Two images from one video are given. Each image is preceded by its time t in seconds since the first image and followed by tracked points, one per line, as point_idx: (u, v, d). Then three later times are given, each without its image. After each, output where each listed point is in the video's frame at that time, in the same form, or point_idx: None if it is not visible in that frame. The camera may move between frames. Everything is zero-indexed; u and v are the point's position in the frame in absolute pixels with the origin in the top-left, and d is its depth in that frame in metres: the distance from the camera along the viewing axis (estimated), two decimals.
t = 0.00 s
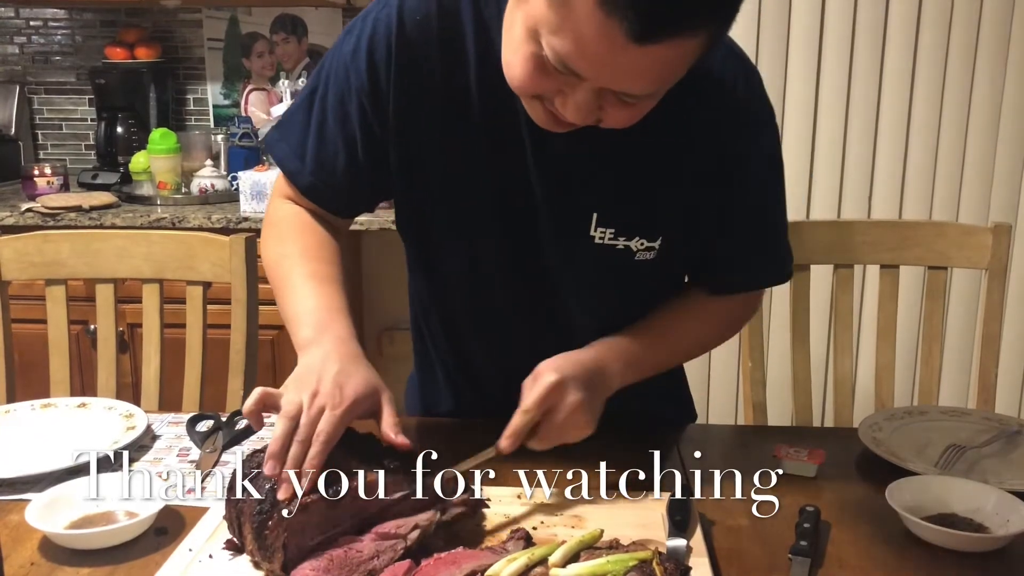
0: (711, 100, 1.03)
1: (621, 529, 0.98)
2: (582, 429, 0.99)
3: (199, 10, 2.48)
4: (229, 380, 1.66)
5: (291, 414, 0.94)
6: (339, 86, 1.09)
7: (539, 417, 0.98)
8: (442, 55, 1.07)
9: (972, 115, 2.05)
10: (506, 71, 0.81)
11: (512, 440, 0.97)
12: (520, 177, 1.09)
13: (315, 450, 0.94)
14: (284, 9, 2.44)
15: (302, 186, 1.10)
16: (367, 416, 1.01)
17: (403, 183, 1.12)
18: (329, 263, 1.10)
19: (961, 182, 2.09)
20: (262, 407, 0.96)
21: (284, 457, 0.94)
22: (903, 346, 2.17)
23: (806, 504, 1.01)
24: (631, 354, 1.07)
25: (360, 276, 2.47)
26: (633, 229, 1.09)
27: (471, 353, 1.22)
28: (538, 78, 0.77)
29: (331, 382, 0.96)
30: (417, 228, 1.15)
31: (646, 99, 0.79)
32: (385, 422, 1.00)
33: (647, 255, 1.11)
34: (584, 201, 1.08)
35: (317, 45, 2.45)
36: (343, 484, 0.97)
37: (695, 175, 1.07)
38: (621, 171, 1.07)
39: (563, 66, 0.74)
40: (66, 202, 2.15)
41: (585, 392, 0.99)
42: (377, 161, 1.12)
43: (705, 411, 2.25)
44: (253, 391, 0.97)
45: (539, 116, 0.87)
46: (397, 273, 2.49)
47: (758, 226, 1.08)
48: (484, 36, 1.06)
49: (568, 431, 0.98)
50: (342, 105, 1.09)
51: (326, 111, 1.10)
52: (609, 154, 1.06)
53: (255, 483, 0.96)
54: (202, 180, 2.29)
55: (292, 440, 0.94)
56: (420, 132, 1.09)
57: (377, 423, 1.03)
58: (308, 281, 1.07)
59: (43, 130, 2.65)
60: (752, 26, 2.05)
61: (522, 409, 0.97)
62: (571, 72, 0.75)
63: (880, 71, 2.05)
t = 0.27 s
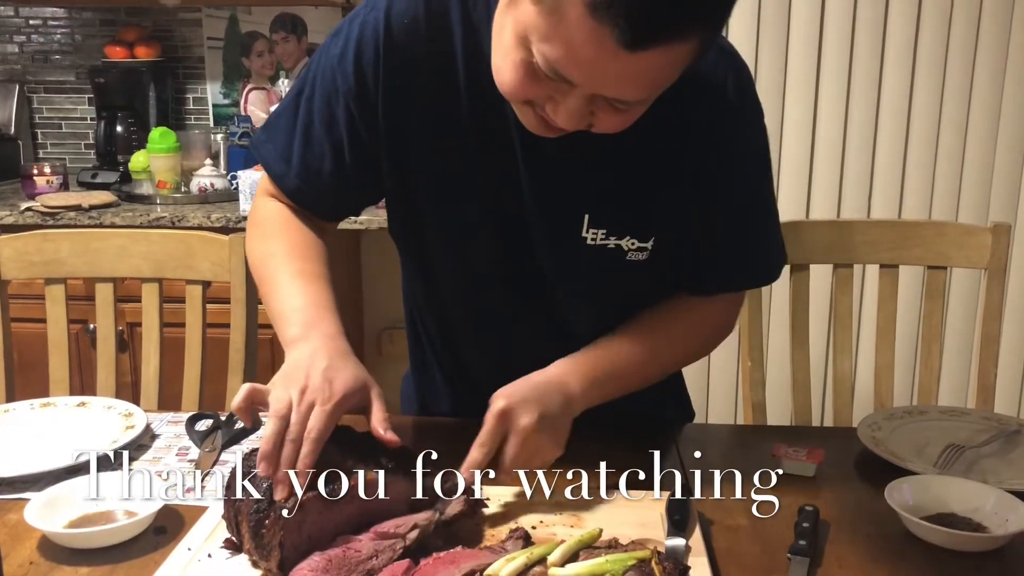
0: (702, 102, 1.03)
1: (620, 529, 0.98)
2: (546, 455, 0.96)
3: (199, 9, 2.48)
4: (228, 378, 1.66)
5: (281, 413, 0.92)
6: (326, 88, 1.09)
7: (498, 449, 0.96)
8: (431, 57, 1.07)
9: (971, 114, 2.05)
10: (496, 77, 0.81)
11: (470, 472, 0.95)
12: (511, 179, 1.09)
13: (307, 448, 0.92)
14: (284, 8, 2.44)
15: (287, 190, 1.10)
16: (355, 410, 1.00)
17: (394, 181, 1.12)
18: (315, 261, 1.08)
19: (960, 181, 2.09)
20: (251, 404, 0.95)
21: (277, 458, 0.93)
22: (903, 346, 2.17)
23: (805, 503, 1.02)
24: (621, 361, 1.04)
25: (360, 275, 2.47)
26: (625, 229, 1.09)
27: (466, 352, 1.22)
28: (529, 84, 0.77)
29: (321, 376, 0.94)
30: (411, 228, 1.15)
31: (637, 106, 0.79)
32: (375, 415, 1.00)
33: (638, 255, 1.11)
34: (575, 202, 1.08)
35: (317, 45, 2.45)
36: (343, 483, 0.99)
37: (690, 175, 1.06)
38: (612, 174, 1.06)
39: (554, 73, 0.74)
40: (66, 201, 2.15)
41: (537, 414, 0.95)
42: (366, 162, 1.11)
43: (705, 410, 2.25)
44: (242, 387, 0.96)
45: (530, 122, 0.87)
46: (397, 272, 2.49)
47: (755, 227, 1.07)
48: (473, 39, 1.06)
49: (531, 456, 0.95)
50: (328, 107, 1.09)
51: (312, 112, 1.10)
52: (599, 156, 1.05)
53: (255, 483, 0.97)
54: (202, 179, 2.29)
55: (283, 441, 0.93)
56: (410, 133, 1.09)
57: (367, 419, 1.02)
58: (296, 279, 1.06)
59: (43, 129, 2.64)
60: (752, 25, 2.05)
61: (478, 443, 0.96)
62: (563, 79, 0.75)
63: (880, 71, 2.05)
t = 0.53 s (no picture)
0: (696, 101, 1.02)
1: (620, 526, 0.98)
2: (585, 447, 0.99)
3: (199, 7, 2.48)
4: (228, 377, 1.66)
5: (278, 409, 0.92)
6: (315, 85, 1.08)
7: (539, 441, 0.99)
8: (422, 55, 1.06)
9: (972, 112, 2.05)
10: (488, 87, 0.81)
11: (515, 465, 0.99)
12: (502, 178, 1.09)
13: (304, 445, 0.92)
14: (284, 7, 2.44)
15: (274, 185, 1.10)
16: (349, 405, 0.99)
17: (386, 179, 1.12)
18: (302, 253, 1.08)
19: (961, 180, 2.09)
20: (245, 398, 0.96)
21: (276, 458, 0.93)
22: (903, 344, 2.17)
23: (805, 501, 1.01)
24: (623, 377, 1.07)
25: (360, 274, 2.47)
26: (619, 229, 1.09)
27: (461, 350, 1.22)
28: (521, 96, 0.77)
29: (316, 370, 0.94)
30: (406, 227, 1.15)
31: (628, 119, 0.78)
32: (370, 411, 0.99)
33: (633, 252, 1.11)
34: (566, 200, 1.08)
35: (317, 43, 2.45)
36: (343, 482, 0.98)
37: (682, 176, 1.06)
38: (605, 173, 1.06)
39: (545, 87, 0.74)
40: (66, 199, 2.15)
41: (574, 407, 0.99)
42: (357, 160, 1.11)
43: (705, 408, 2.25)
44: (235, 382, 0.96)
45: (522, 130, 0.87)
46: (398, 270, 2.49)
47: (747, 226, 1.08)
48: (464, 39, 1.05)
49: (569, 449, 0.99)
50: (317, 104, 1.08)
51: (300, 109, 1.09)
52: (592, 156, 1.05)
53: (255, 483, 0.96)
54: (202, 177, 2.29)
55: (282, 439, 0.93)
56: (401, 131, 1.09)
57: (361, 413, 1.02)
58: (283, 271, 1.05)
59: (43, 127, 2.64)
60: (752, 23, 2.05)
61: (522, 434, 1.00)
62: (555, 93, 0.75)
63: (880, 69, 2.05)
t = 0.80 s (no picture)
0: (702, 98, 1.02)
1: (625, 524, 0.98)
2: (630, 433, 1.03)
3: (202, 5, 2.48)
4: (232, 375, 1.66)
5: (283, 407, 0.92)
6: (317, 83, 1.08)
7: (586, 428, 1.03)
8: (425, 52, 1.06)
9: (976, 109, 2.05)
10: (495, 84, 0.80)
11: (562, 448, 1.02)
12: (506, 174, 1.09)
13: (311, 442, 0.93)
14: (287, 5, 2.45)
15: (277, 182, 1.10)
16: (354, 402, 0.99)
17: (390, 175, 1.12)
18: (305, 249, 1.07)
19: (965, 177, 2.08)
20: (250, 396, 0.97)
21: (283, 456, 0.93)
22: (907, 342, 2.16)
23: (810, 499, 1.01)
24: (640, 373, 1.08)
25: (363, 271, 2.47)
26: (622, 224, 1.09)
27: (464, 347, 1.22)
28: (527, 93, 0.77)
29: (321, 366, 0.94)
30: (410, 224, 1.15)
31: (635, 113, 0.78)
32: (375, 407, 0.99)
33: (635, 249, 1.11)
34: (570, 196, 1.08)
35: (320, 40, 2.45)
36: (344, 481, 0.97)
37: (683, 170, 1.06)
38: (609, 169, 1.06)
39: (552, 85, 0.74)
40: (69, 198, 2.15)
41: (619, 395, 1.04)
42: (360, 157, 1.11)
43: (709, 405, 2.25)
44: (240, 379, 0.97)
45: (529, 124, 0.86)
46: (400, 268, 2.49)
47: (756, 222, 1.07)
48: (468, 35, 1.05)
49: (614, 435, 1.03)
50: (319, 100, 1.08)
51: (303, 105, 1.09)
52: (596, 153, 1.05)
53: (255, 483, 0.95)
54: (205, 175, 2.29)
55: (288, 438, 0.93)
56: (405, 128, 1.09)
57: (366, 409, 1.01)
58: (285, 267, 1.04)
59: (46, 125, 2.64)
60: (756, 20, 2.04)
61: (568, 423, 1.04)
62: (561, 90, 0.75)
63: (884, 66, 2.04)
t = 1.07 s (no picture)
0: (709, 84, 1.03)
1: (631, 523, 0.98)
2: (673, 424, 1.01)
3: (205, 2, 2.48)
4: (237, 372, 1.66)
5: (288, 406, 0.91)
6: (326, 76, 1.08)
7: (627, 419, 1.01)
8: (434, 45, 1.07)
9: (981, 106, 2.04)
10: (502, 66, 0.80)
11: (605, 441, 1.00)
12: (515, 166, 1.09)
13: (317, 441, 0.92)
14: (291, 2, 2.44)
15: (286, 175, 1.09)
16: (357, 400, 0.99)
17: (399, 168, 1.12)
18: (310, 247, 1.07)
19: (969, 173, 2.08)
20: (255, 395, 0.93)
21: (287, 453, 0.93)
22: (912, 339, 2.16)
23: (815, 497, 1.01)
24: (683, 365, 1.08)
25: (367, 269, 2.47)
26: (628, 214, 1.09)
27: (471, 343, 1.22)
28: (535, 71, 0.77)
29: (324, 365, 0.94)
30: (417, 217, 1.15)
31: (645, 84, 0.78)
32: (378, 406, 0.99)
33: (642, 239, 1.11)
34: (578, 188, 1.08)
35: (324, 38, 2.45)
36: (344, 482, 0.97)
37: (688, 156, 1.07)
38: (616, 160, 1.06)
39: (559, 59, 0.74)
40: (73, 195, 2.15)
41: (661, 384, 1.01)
42: (368, 151, 1.11)
43: (713, 403, 2.25)
44: (244, 377, 0.94)
45: (540, 104, 0.86)
46: (404, 265, 2.49)
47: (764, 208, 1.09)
48: (475, 28, 1.06)
49: (658, 426, 1.00)
50: (328, 94, 1.08)
51: (312, 99, 1.08)
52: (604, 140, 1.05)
53: (256, 484, 0.95)
54: (209, 173, 2.29)
55: (292, 437, 0.93)
56: (414, 121, 1.09)
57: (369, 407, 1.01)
58: (290, 263, 1.04)
59: (50, 123, 2.65)
60: (760, 16, 2.04)
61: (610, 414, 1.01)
62: (568, 64, 0.74)
63: (889, 62, 2.04)
